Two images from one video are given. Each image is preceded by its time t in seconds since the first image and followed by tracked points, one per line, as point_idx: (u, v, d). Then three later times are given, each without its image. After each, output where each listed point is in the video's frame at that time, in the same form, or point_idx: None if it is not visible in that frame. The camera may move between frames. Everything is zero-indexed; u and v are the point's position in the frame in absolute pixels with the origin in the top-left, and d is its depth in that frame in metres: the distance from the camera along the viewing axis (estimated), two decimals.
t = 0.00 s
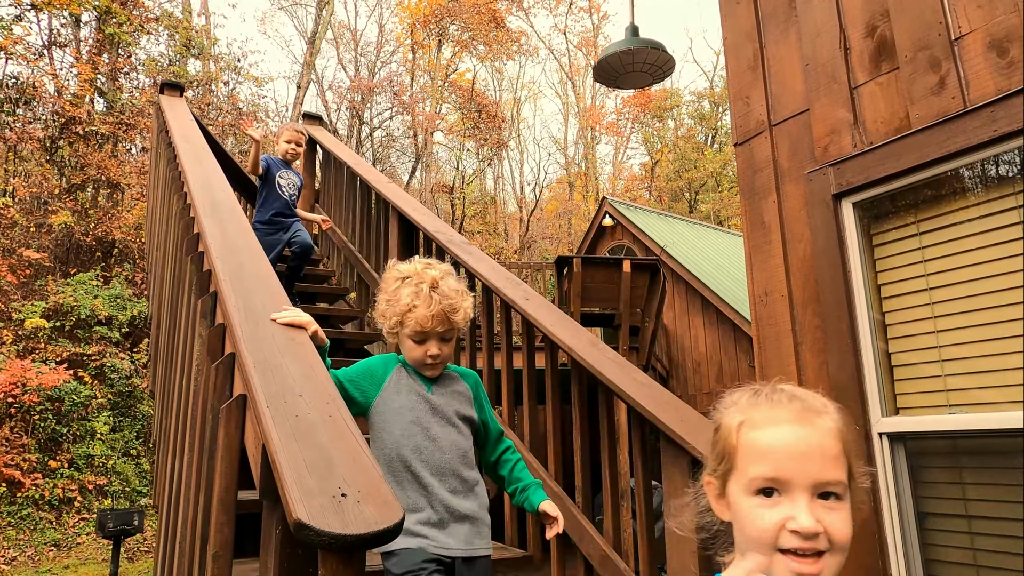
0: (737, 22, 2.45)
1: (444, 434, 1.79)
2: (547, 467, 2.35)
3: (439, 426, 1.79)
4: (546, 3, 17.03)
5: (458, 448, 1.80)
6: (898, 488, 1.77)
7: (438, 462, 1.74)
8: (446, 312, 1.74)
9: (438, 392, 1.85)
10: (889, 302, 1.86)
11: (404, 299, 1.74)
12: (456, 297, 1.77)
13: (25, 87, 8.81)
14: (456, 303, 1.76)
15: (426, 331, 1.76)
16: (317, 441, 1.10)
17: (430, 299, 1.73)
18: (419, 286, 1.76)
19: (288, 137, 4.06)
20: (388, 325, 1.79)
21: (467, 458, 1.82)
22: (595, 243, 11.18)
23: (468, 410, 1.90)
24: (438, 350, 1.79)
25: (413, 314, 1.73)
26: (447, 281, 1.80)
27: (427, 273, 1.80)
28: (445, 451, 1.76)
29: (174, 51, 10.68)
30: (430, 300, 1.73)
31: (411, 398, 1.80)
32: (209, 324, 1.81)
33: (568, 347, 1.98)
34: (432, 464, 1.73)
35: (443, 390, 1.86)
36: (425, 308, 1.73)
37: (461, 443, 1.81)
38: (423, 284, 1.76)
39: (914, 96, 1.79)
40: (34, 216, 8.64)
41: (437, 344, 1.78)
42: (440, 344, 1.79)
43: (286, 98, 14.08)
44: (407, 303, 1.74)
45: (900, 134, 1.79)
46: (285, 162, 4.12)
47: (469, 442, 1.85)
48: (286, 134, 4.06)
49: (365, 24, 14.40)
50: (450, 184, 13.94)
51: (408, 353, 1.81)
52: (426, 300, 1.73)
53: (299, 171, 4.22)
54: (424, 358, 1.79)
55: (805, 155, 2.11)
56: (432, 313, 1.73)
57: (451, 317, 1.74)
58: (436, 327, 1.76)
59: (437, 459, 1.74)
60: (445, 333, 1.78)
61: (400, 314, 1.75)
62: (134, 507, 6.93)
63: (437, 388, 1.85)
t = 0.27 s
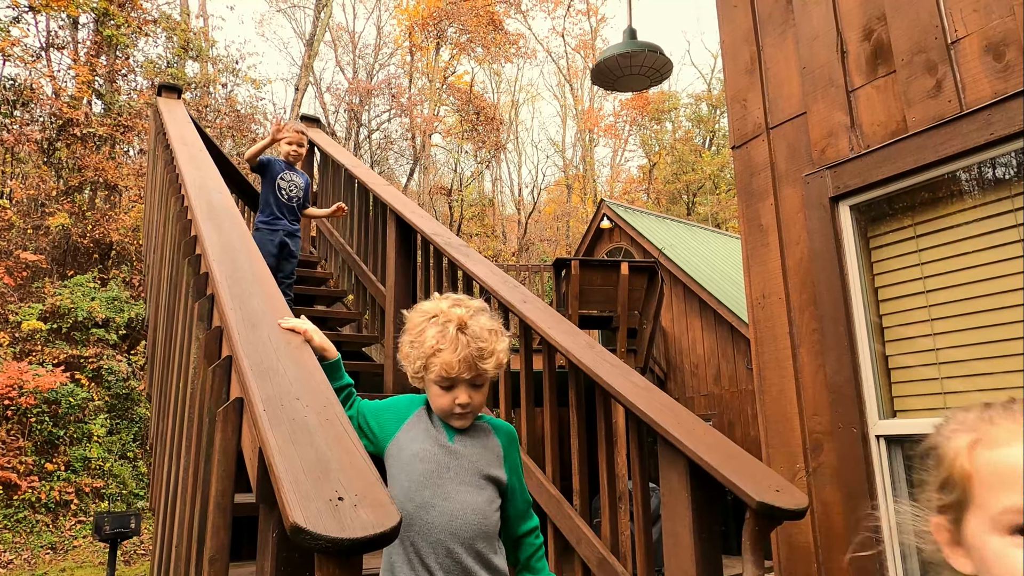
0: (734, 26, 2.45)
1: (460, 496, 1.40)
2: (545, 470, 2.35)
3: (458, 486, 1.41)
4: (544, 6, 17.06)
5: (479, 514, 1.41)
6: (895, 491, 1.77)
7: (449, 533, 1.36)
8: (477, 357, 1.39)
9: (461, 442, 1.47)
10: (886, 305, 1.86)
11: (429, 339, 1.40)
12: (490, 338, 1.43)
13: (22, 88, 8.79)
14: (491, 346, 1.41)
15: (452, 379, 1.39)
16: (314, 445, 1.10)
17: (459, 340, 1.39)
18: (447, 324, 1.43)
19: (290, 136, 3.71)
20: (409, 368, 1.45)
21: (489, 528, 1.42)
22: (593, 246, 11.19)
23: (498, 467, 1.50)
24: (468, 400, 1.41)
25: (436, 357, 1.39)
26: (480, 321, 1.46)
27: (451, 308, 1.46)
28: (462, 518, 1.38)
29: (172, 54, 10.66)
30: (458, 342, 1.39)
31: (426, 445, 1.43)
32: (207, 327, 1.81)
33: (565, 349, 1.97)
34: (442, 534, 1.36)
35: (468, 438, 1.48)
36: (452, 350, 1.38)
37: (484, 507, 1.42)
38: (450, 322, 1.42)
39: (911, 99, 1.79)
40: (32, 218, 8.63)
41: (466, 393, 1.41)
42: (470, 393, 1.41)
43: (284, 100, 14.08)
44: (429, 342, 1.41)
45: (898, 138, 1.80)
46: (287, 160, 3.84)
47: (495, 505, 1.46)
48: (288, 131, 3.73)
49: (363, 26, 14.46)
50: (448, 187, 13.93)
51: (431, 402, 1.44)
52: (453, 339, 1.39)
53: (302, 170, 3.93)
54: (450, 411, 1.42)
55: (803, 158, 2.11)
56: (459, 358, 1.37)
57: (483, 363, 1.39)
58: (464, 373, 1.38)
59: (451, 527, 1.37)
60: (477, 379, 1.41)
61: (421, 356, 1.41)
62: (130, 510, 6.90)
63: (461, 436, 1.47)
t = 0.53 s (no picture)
0: (736, 26, 2.45)
1: (509, 535, 1.29)
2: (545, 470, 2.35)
3: (505, 520, 1.30)
4: (546, 6, 17.05)
5: (527, 557, 1.28)
6: (896, 491, 1.77)
7: (494, 574, 1.25)
8: (531, 370, 1.32)
9: (510, 473, 1.36)
10: (887, 306, 1.86)
11: (479, 349, 1.34)
12: (544, 353, 1.35)
13: (23, 88, 8.82)
14: (546, 359, 1.34)
15: (501, 392, 1.31)
16: (316, 445, 1.10)
17: (513, 354, 1.32)
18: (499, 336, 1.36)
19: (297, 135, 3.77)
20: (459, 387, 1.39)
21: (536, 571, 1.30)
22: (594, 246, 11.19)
23: (550, 501, 1.39)
24: (518, 419, 1.32)
25: (487, 368, 1.31)
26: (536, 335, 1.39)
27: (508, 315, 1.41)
28: (508, 558, 1.26)
29: (173, 53, 10.64)
30: (512, 355, 1.32)
31: (473, 477, 1.34)
32: (208, 326, 1.81)
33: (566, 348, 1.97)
34: (484, 574, 1.24)
35: (518, 468, 1.38)
36: (504, 362, 1.30)
37: (533, 549, 1.30)
38: (503, 332, 1.36)
39: (911, 100, 1.79)
40: (33, 217, 8.63)
41: (517, 410, 1.32)
42: (520, 410, 1.32)
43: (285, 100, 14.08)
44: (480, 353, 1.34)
45: (899, 138, 1.80)
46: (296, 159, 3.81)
47: (546, 546, 1.34)
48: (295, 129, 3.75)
49: (364, 26, 14.48)
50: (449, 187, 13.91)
51: (479, 421, 1.35)
52: (505, 350, 1.32)
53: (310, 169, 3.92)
54: (499, 430, 1.32)
55: (804, 159, 2.11)
56: (510, 367, 1.30)
57: (538, 377, 1.32)
58: (517, 388, 1.30)
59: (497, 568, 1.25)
60: (529, 395, 1.32)
61: (471, 367, 1.35)
62: (131, 509, 6.92)
63: (511, 465, 1.37)
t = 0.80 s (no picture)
0: (736, 27, 2.46)
1: None
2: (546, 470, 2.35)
3: None
4: (546, 6, 17.07)
5: None
6: (898, 491, 1.77)
7: None
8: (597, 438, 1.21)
9: None
10: (888, 306, 1.86)
11: (537, 421, 1.24)
12: (613, 423, 1.24)
13: (25, 90, 8.85)
14: (616, 427, 1.23)
15: (568, 466, 1.17)
16: (319, 445, 1.11)
17: (578, 421, 1.22)
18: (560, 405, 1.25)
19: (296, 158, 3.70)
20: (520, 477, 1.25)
21: None
22: (594, 246, 11.18)
23: None
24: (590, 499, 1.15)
25: (550, 438, 1.20)
26: (598, 400, 1.29)
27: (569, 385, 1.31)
28: None
29: (174, 54, 10.64)
30: (575, 423, 1.21)
31: None
32: (211, 328, 1.81)
33: (566, 349, 1.98)
34: None
35: None
36: (566, 430, 1.20)
37: None
38: (563, 401, 1.26)
39: (912, 100, 1.79)
40: (34, 218, 8.63)
41: (589, 489, 1.16)
42: (591, 488, 1.17)
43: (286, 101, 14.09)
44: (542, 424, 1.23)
45: (901, 139, 1.80)
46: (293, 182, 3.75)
47: None
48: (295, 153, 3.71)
49: (364, 27, 14.51)
50: (450, 188, 13.90)
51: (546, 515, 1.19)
52: (567, 415, 1.22)
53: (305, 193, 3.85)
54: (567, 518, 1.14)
55: (805, 159, 2.12)
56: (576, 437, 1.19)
57: (609, 447, 1.20)
58: (586, 459, 1.17)
59: None
60: (600, 470, 1.18)
61: (529, 442, 1.23)
62: (132, 510, 6.93)
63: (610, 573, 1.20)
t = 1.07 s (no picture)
0: (738, 28, 2.46)
1: None
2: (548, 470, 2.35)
3: None
4: (547, 7, 17.07)
5: None
6: (899, 493, 1.77)
7: None
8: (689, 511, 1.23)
9: None
10: (890, 307, 1.86)
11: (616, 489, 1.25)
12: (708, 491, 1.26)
13: (26, 91, 8.87)
14: (709, 496, 1.25)
15: (650, 543, 1.19)
16: (321, 446, 1.11)
17: (663, 482, 1.24)
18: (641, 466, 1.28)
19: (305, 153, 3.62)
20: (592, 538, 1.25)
21: None
22: (596, 247, 11.18)
23: None
24: None
25: (631, 505, 1.22)
26: (687, 463, 1.32)
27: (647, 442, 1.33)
28: None
29: (175, 55, 10.66)
30: (661, 490, 1.23)
31: None
32: (213, 329, 1.81)
33: (568, 350, 1.98)
34: None
35: None
36: (651, 500, 1.22)
37: None
38: (646, 461, 1.28)
39: (914, 101, 1.79)
40: (35, 219, 8.64)
41: (676, 569, 1.19)
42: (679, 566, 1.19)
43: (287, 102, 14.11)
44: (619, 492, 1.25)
45: (903, 140, 1.80)
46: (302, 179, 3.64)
47: None
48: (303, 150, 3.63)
49: (366, 28, 14.52)
50: (451, 188, 13.90)
51: None
52: (650, 475, 1.25)
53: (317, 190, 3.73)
54: None
55: (806, 160, 2.12)
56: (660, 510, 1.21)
57: (699, 520, 1.22)
58: (672, 536, 1.20)
59: None
60: (690, 550, 1.20)
61: (607, 508, 1.25)
62: (133, 511, 6.94)
63: None
